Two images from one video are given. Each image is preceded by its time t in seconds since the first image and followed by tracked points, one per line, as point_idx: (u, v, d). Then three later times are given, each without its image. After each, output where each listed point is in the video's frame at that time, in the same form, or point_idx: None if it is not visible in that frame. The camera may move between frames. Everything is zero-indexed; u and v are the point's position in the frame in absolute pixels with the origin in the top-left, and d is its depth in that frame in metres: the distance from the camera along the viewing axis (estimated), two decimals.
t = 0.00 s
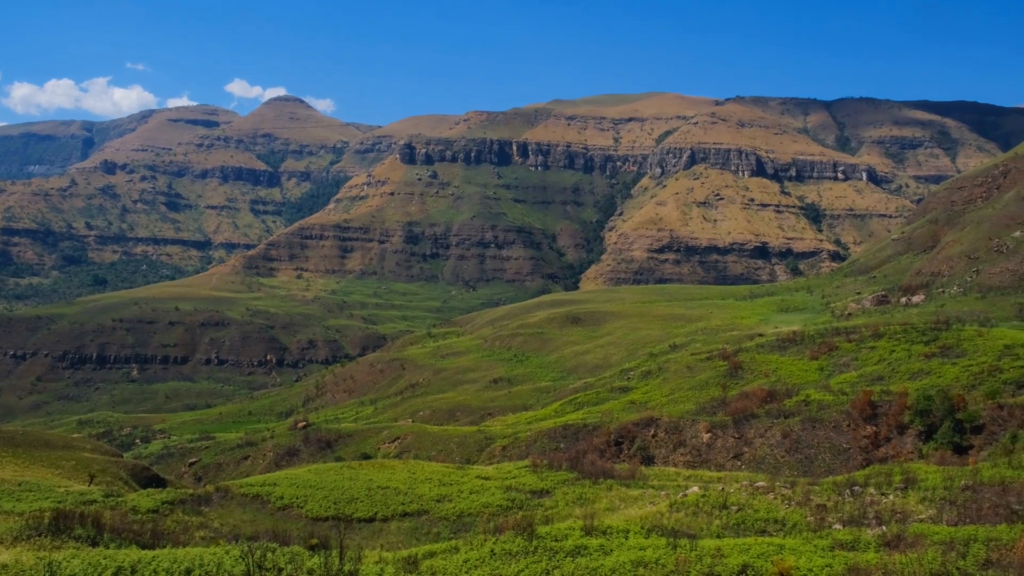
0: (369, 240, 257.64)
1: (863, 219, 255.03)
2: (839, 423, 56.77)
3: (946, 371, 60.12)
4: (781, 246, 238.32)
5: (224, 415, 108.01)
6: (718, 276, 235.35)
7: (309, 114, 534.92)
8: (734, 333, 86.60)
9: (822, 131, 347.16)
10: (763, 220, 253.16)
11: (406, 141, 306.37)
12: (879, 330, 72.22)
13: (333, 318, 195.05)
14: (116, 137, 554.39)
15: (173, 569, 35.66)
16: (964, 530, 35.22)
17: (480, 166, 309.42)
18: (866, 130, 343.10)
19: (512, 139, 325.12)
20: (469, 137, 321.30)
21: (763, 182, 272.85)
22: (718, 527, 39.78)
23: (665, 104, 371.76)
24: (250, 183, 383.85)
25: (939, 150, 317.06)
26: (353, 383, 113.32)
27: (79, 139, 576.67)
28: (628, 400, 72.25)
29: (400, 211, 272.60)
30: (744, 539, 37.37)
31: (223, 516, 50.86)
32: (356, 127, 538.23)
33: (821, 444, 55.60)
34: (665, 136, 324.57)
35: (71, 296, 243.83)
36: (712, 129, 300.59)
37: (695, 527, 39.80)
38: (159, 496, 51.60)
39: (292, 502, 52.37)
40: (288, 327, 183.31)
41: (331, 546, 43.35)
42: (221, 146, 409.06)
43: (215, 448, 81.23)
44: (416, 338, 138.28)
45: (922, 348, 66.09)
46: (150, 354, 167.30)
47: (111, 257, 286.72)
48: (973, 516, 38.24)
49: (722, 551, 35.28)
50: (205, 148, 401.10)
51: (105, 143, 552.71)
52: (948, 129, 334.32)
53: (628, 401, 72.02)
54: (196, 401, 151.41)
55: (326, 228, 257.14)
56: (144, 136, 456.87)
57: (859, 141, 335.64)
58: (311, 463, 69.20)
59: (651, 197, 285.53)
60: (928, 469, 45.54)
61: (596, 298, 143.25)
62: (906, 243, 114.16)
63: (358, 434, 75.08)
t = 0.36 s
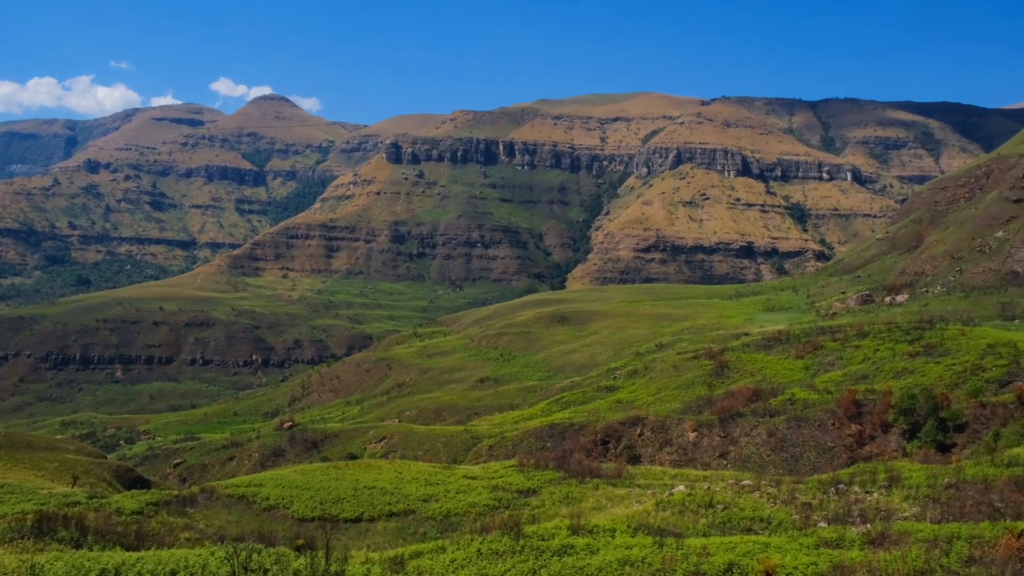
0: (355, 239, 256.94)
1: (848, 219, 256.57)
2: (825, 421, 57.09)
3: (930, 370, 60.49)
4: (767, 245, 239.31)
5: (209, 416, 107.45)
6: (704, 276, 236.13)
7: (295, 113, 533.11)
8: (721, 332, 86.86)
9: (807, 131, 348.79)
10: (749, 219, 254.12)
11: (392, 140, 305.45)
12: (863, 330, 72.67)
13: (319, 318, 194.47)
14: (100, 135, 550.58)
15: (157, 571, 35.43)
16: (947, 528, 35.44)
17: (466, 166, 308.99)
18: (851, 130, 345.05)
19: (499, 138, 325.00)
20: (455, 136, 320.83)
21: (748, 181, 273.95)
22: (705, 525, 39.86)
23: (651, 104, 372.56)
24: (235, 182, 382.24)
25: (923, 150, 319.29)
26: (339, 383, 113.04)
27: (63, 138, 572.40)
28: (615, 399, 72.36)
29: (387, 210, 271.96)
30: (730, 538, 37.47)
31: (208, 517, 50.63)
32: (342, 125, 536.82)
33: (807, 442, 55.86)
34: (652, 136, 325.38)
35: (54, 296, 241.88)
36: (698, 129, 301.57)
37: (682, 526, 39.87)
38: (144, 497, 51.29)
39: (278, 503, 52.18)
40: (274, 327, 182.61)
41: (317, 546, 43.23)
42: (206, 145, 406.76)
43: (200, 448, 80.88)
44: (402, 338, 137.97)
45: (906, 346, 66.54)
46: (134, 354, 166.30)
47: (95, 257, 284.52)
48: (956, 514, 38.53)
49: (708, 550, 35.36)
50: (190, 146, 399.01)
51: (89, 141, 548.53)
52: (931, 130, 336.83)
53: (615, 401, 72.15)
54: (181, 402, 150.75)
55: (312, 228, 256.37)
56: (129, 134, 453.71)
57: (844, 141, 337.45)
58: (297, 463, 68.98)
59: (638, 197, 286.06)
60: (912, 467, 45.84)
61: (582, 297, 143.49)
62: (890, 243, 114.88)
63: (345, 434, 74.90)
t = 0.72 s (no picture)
0: (342, 239, 256.16)
1: (833, 218, 258.07)
2: (810, 420, 57.36)
3: (914, 369, 60.89)
4: (753, 245, 240.29)
5: (193, 417, 106.85)
6: (690, 275, 236.88)
7: (280, 112, 531.32)
8: (707, 331, 87.14)
9: (792, 131, 350.52)
10: (735, 219, 254.99)
11: (379, 140, 304.43)
12: (848, 329, 73.12)
13: (305, 318, 193.79)
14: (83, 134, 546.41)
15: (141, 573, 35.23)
16: (932, 526, 35.63)
17: (453, 165, 308.50)
18: (836, 130, 346.93)
19: (485, 138, 324.81)
20: (442, 136, 320.33)
21: (734, 181, 275.10)
22: (691, 524, 39.98)
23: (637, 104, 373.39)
24: (220, 181, 380.80)
25: (907, 150, 321.49)
26: (326, 383, 112.72)
27: (45, 137, 567.79)
28: (602, 399, 72.49)
29: (373, 210, 271.30)
30: (716, 536, 37.58)
31: (193, 518, 50.40)
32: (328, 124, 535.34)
33: (792, 441, 56.08)
34: (638, 136, 326.08)
35: (37, 296, 239.85)
36: (684, 129, 302.59)
37: (668, 524, 39.96)
38: (129, 498, 50.98)
39: (264, 503, 51.97)
40: (259, 326, 181.88)
41: (303, 546, 43.08)
42: (191, 143, 404.22)
43: (185, 449, 80.46)
44: (389, 338, 137.74)
45: (891, 345, 66.95)
46: (118, 354, 165.25)
47: (78, 256, 282.27)
48: (940, 511, 38.79)
49: (694, 548, 35.46)
50: (175, 145, 396.64)
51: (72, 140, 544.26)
52: (915, 130, 339.19)
53: (602, 400, 72.28)
54: (166, 402, 150.00)
55: (298, 227, 255.55)
56: (113, 133, 450.46)
57: (829, 141, 339.19)
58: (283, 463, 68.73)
59: (625, 196, 286.64)
60: (897, 465, 46.10)
61: (569, 297, 143.70)
62: (875, 242, 115.55)
63: (331, 434, 74.71)
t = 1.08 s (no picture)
0: (327, 238, 255.35)
1: (817, 218, 259.57)
2: (794, 419, 57.63)
3: (897, 368, 61.31)
4: (737, 244, 241.34)
5: (177, 417, 106.27)
6: (675, 275, 237.68)
7: (264, 111, 528.94)
8: (692, 331, 87.47)
9: (777, 132, 352.36)
10: (719, 218, 255.89)
11: (363, 139, 303.41)
12: (832, 327, 73.58)
13: (289, 318, 193.10)
14: (65, 133, 541.92)
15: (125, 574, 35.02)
16: (914, 523, 35.85)
17: (438, 164, 307.94)
18: (820, 130, 349.05)
19: (470, 137, 324.54)
20: (427, 135, 319.70)
21: (719, 181, 276.28)
22: (676, 523, 40.10)
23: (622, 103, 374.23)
24: (204, 180, 379.24)
25: (889, 150, 323.88)
26: (310, 383, 112.41)
27: (26, 135, 562.49)
28: (587, 398, 72.61)
29: (358, 209, 270.58)
30: (700, 534, 37.67)
31: (177, 519, 50.12)
32: (313, 123, 533.57)
33: (776, 440, 56.34)
34: (624, 135, 326.83)
35: (18, 296, 237.61)
36: (669, 129, 303.58)
37: (653, 523, 40.08)
38: (111, 500, 50.62)
39: (248, 504, 51.72)
40: (244, 326, 181.11)
41: (288, 547, 42.94)
42: (175, 142, 401.71)
43: (169, 450, 80.07)
44: (375, 337, 137.55)
45: (874, 344, 67.37)
46: (101, 355, 164.18)
47: (60, 256, 279.88)
48: (923, 509, 39.04)
49: (679, 547, 35.54)
50: (158, 144, 394.33)
51: (53, 139, 539.87)
52: (898, 130, 341.66)
53: (587, 399, 72.42)
54: (150, 403, 149.16)
55: (282, 227, 254.69)
56: (96, 131, 447.03)
57: (813, 141, 341.20)
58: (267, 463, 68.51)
59: (610, 195, 287.21)
60: (880, 463, 46.45)
61: (554, 296, 143.88)
62: (858, 241, 116.36)
63: (316, 434, 74.53)
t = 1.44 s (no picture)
0: (316, 238, 254.63)
1: (805, 217, 260.67)
2: (782, 418, 57.79)
3: (884, 367, 61.56)
4: (726, 243, 241.94)
5: (164, 418, 105.79)
6: (664, 274, 238.19)
7: (253, 110, 527.32)
8: (681, 330, 87.66)
9: (765, 132, 353.74)
10: (708, 218, 256.47)
11: (352, 138, 302.54)
12: (820, 327, 73.90)
13: (278, 318, 192.46)
14: (52, 132, 538.33)
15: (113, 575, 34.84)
16: (902, 521, 35.99)
17: (427, 164, 307.35)
18: (808, 130, 350.55)
19: (460, 136, 324.29)
20: (416, 134, 319.15)
21: (708, 181, 277.07)
22: (665, 522, 40.16)
23: (611, 103, 374.87)
24: (191, 179, 378.03)
25: (877, 150, 325.59)
26: (299, 383, 112.10)
27: (12, 134, 558.49)
28: (576, 397, 72.63)
29: (347, 208, 269.92)
30: (690, 533, 37.75)
31: (165, 520, 49.89)
32: (301, 122, 532.28)
33: (765, 438, 56.49)
34: (613, 135, 327.44)
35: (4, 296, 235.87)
36: (657, 129, 304.17)
37: (643, 522, 40.13)
38: (98, 501, 50.35)
39: (237, 505, 51.55)
40: (232, 326, 180.52)
41: (277, 547, 42.83)
42: (162, 142, 399.66)
43: (157, 450, 79.70)
44: (364, 336, 137.43)
45: (861, 343, 67.64)
46: (88, 355, 163.42)
47: (47, 255, 277.99)
48: (910, 507, 39.18)
49: (668, 546, 35.59)
50: (145, 142, 392.36)
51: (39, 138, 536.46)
52: (885, 130, 343.38)
53: (576, 398, 72.46)
54: (137, 403, 148.50)
55: (271, 226, 253.89)
56: (83, 130, 444.34)
57: (801, 141, 342.68)
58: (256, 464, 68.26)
59: (599, 195, 287.57)
60: (867, 462, 46.65)
61: (543, 296, 143.85)
62: (845, 241, 116.84)
63: (305, 434, 74.34)
